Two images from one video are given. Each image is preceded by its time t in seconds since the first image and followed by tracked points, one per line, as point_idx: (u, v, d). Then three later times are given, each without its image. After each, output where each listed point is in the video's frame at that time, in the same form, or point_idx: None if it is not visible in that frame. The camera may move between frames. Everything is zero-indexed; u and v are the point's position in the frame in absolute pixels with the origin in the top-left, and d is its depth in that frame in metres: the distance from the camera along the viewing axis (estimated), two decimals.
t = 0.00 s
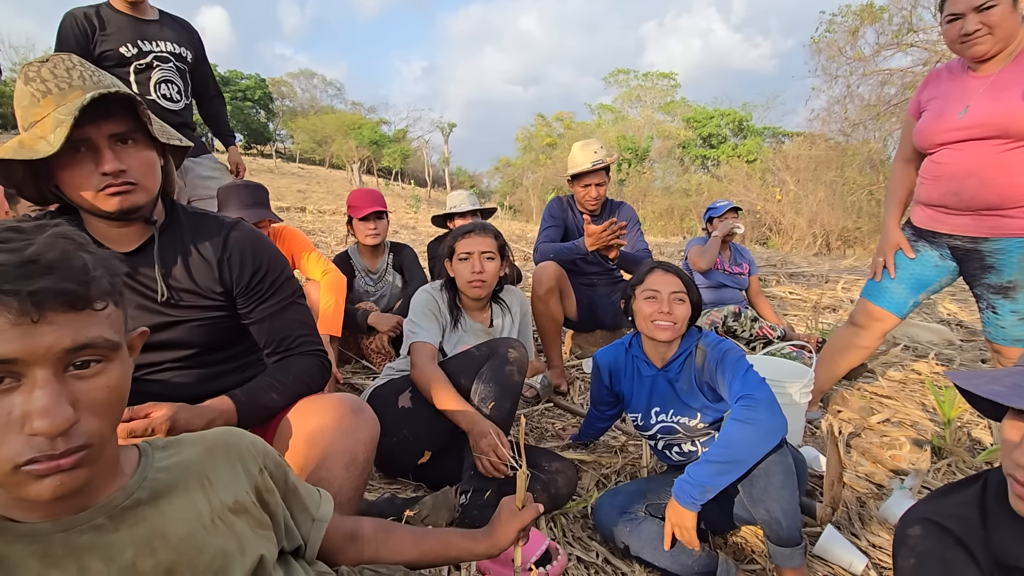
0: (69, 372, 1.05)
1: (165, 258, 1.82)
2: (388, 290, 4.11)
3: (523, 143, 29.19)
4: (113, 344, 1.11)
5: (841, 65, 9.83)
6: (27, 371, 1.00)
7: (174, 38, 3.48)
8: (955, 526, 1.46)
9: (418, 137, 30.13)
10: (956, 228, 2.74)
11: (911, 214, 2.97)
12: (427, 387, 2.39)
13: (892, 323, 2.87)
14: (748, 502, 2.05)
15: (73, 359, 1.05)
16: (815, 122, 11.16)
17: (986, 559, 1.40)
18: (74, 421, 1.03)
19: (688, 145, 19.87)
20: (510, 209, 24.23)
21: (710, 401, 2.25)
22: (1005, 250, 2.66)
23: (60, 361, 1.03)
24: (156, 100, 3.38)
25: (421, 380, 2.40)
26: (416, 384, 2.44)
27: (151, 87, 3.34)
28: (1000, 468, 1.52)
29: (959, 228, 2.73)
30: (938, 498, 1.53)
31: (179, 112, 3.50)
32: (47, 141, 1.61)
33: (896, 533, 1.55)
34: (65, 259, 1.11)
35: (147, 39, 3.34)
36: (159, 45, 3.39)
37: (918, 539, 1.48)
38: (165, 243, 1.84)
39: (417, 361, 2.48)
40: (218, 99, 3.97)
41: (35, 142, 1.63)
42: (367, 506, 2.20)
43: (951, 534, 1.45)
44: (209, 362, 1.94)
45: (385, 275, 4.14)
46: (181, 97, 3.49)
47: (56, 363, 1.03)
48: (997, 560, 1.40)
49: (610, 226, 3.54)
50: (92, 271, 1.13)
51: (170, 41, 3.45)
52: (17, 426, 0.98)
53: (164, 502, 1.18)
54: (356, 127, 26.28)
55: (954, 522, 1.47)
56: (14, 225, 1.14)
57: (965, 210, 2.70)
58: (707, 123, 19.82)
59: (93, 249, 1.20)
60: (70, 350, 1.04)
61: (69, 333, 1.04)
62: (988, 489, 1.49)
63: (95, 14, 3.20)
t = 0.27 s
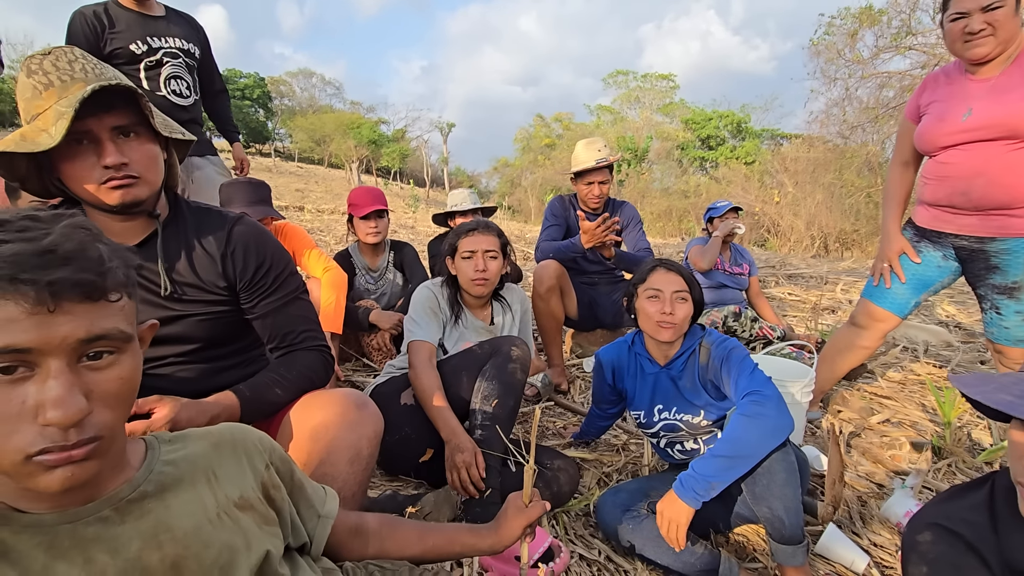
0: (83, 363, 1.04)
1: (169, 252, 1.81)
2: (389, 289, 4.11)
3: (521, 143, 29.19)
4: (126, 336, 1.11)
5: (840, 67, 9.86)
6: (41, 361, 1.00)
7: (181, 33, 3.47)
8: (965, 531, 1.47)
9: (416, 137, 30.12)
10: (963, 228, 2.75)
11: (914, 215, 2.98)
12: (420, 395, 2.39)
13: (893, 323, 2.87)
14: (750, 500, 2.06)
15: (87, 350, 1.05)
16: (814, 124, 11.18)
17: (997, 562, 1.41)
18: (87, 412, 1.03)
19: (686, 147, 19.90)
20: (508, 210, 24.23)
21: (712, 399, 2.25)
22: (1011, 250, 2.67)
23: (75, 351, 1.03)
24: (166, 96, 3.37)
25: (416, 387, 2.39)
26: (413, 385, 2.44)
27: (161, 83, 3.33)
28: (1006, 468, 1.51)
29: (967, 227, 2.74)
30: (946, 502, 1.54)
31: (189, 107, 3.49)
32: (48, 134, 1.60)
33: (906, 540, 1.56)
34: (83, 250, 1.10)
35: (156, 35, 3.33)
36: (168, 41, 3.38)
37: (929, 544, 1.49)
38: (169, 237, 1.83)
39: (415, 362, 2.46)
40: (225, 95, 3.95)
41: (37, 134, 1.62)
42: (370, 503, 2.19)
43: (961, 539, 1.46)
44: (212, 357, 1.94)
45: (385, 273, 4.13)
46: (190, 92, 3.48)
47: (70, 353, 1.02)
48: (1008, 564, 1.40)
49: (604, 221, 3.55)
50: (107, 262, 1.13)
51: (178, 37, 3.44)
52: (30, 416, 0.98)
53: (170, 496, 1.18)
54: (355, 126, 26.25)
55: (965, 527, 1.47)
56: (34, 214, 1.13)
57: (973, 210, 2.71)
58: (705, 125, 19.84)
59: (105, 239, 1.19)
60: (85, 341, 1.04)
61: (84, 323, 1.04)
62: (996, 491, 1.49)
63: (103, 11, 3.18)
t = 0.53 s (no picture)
0: (111, 358, 1.05)
1: (171, 252, 1.82)
2: (389, 289, 4.11)
3: (520, 144, 29.19)
4: (149, 333, 1.12)
5: (839, 69, 9.89)
6: (74, 355, 1.00)
7: (182, 31, 3.47)
8: (964, 533, 1.47)
9: (415, 138, 30.13)
10: (963, 230, 2.76)
11: (912, 217, 2.99)
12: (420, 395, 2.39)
13: (892, 325, 2.89)
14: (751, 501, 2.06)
15: (115, 347, 1.05)
16: (813, 126, 11.20)
17: (994, 563, 1.41)
18: (117, 406, 1.03)
19: (686, 148, 19.92)
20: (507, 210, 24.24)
21: (712, 399, 2.26)
22: (1011, 252, 2.67)
23: (105, 346, 1.03)
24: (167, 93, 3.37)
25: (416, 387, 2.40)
26: (413, 386, 2.44)
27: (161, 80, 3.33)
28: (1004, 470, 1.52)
29: (966, 229, 2.75)
30: (944, 504, 1.55)
31: (189, 104, 3.50)
32: (49, 133, 1.60)
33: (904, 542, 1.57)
34: (116, 249, 1.12)
35: (157, 33, 3.33)
36: (169, 38, 3.38)
37: (927, 547, 1.49)
38: (171, 237, 1.84)
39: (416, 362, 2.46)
40: (225, 93, 3.94)
41: (37, 134, 1.62)
42: (370, 503, 2.20)
43: (960, 542, 1.46)
44: (213, 357, 1.95)
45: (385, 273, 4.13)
46: (190, 90, 3.49)
47: (101, 349, 1.03)
48: (1007, 566, 1.41)
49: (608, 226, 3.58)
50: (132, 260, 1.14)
51: (179, 34, 3.44)
52: (61, 409, 0.98)
53: (173, 497, 1.19)
54: (354, 126, 26.26)
55: (963, 529, 1.48)
56: (58, 211, 1.12)
57: (973, 212, 2.72)
58: (704, 126, 19.84)
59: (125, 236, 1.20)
60: (115, 336, 1.04)
61: (116, 319, 1.05)
62: (992, 493, 1.50)
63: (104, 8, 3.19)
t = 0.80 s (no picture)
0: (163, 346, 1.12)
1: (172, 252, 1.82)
2: (389, 289, 4.11)
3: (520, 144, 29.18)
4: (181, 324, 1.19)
5: (838, 70, 9.91)
6: (142, 344, 1.07)
7: (180, 32, 3.47)
8: (962, 538, 1.47)
9: (415, 138, 30.12)
10: (961, 232, 2.76)
11: (911, 219, 3.00)
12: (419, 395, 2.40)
13: (890, 326, 2.90)
14: (751, 503, 2.06)
15: (165, 335, 1.13)
16: (812, 126, 11.21)
17: (992, 566, 1.42)
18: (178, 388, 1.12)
19: (686, 148, 19.92)
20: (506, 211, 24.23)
21: (713, 401, 2.26)
22: (1008, 255, 2.66)
23: (161, 334, 1.11)
24: (164, 94, 3.37)
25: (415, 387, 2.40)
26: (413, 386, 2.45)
27: (159, 81, 3.33)
28: (999, 475, 1.54)
29: (964, 231, 2.75)
30: (942, 509, 1.56)
31: (186, 105, 3.50)
32: (50, 134, 1.60)
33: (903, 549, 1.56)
34: (159, 249, 1.17)
35: (154, 34, 3.33)
36: (166, 40, 3.38)
37: (926, 553, 1.49)
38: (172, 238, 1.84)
39: (416, 363, 2.47)
40: (223, 93, 3.93)
41: (39, 135, 1.62)
42: (370, 504, 2.20)
43: (957, 546, 1.46)
44: (214, 357, 1.96)
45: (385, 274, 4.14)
46: (187, 91, 3.49)
47: (158, 337, 1.10)
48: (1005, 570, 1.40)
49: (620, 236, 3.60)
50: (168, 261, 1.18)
51: (176, 36, 3.44)
52: (136, 393, 1.04)
53: (175, 499, 1.19)
54: (353, 126, 26.25)
55: (961, 534, 1.48)
56: (95, 216, 1.15)
57: (972, 214, 2.72)
58: (704, 127, 19.82)
59: (161, 233, 1.23)
60: (168, 326, 1.12)
61: (170, 310, 1.13)
62: (989, 498, 1.51)
63: (102, 10, 3.19)
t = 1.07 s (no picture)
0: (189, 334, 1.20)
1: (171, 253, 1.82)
2: (388, 289, 4.11)
3: (519, 144, 29.17)
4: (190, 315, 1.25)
5: (838, 71, 9.92)
6: (186, 330, 1.16)
7: (176, 33, 3.47)
8: (957, 532, 1.48)
9: (414, 138, 30.11)
10: (957, 233, 2.76)
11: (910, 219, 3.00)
12: (417, 396, 2.40)
13: (889, 327, 2.89)
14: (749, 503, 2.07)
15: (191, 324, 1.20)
16: (811, 127, 11.22)
17: (989, 562, 1.42)
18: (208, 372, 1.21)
19: (685, 149, 19.91)
20: (506, 211, 24.22)
21: (709, 402, 2.26)
22: (1004, 256, 2.67)
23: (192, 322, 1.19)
24: (159, 94, 3.37)
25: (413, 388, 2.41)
26: (412, 387, 2.45)
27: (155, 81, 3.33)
28: (994, 472, 1.53)
29: (960, 232, 2.75)
30: (937, 504, 1.55)
31: (183, 105, 3.49)
32: (50, 134, 1.61)
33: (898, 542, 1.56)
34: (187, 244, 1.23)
35: (150, 35, 3.33)
36: (163, 40, 3.38)
37: (922, 545, 1.49)
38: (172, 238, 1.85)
39: (415, 363, 2.47)
40: (219, 94, 3.91)
41: (39, 134, 1.62)
42: (370, 504, 2.20)
43: (953, 540, 1.47)
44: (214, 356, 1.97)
45: (385, 274, 4.14)
46: (184, 91, 3.49)
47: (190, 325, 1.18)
48: (999, 563, 1.42)
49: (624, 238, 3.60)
50: (196, 262, 1.21)
51: (173, 37, 3.44)
52: (185, 374, 1.13)
53: (175, 500, 1.20)
54: (353, 126, 26.24)
55: (957, 529, 1.48)
56: (130, 219, 1.19)
57: (968, 215, 2.73)
58: (703, 127, 19.78)
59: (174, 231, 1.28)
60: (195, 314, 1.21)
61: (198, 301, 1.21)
62: (983, 493, 1.51)
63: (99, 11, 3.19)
